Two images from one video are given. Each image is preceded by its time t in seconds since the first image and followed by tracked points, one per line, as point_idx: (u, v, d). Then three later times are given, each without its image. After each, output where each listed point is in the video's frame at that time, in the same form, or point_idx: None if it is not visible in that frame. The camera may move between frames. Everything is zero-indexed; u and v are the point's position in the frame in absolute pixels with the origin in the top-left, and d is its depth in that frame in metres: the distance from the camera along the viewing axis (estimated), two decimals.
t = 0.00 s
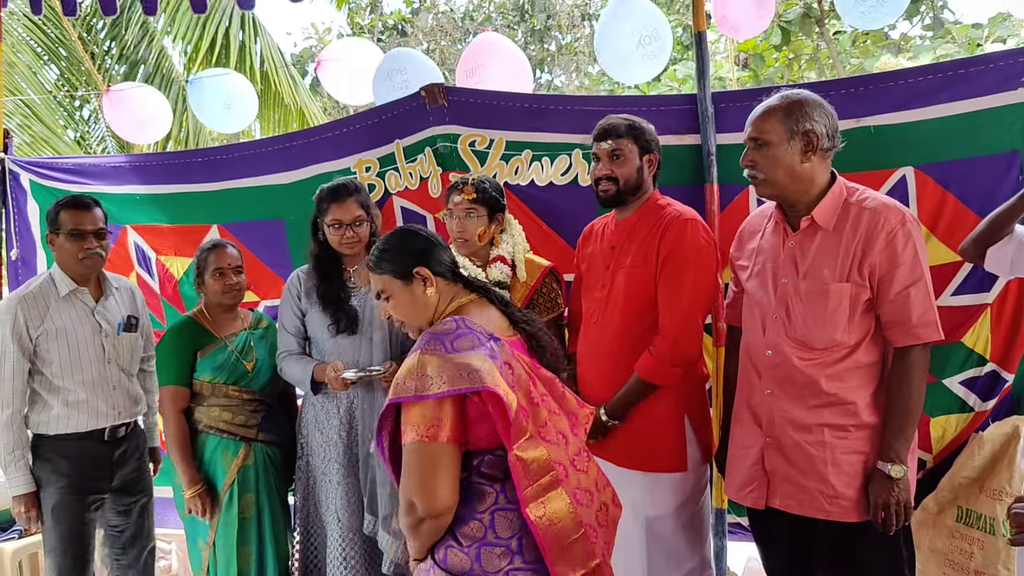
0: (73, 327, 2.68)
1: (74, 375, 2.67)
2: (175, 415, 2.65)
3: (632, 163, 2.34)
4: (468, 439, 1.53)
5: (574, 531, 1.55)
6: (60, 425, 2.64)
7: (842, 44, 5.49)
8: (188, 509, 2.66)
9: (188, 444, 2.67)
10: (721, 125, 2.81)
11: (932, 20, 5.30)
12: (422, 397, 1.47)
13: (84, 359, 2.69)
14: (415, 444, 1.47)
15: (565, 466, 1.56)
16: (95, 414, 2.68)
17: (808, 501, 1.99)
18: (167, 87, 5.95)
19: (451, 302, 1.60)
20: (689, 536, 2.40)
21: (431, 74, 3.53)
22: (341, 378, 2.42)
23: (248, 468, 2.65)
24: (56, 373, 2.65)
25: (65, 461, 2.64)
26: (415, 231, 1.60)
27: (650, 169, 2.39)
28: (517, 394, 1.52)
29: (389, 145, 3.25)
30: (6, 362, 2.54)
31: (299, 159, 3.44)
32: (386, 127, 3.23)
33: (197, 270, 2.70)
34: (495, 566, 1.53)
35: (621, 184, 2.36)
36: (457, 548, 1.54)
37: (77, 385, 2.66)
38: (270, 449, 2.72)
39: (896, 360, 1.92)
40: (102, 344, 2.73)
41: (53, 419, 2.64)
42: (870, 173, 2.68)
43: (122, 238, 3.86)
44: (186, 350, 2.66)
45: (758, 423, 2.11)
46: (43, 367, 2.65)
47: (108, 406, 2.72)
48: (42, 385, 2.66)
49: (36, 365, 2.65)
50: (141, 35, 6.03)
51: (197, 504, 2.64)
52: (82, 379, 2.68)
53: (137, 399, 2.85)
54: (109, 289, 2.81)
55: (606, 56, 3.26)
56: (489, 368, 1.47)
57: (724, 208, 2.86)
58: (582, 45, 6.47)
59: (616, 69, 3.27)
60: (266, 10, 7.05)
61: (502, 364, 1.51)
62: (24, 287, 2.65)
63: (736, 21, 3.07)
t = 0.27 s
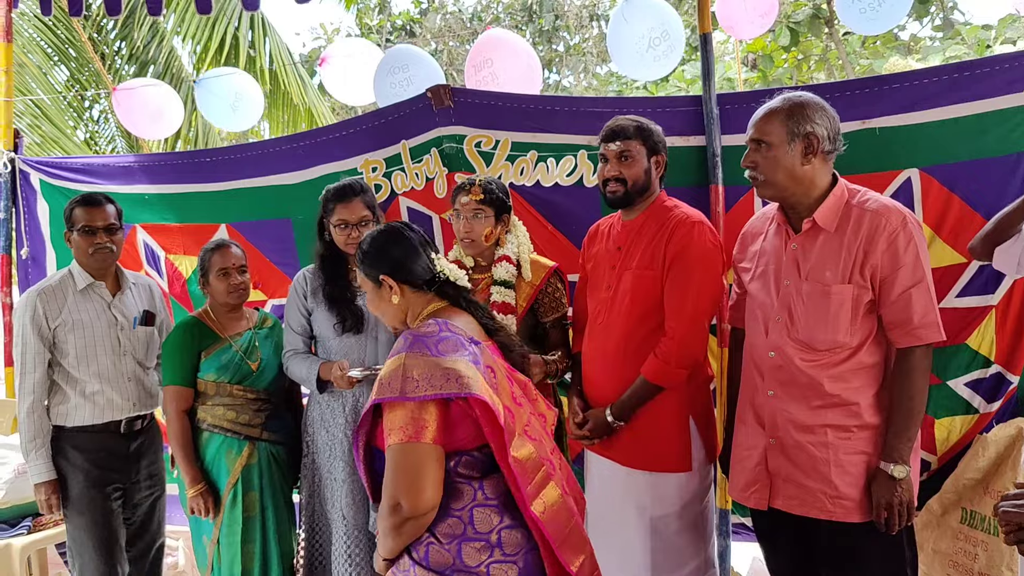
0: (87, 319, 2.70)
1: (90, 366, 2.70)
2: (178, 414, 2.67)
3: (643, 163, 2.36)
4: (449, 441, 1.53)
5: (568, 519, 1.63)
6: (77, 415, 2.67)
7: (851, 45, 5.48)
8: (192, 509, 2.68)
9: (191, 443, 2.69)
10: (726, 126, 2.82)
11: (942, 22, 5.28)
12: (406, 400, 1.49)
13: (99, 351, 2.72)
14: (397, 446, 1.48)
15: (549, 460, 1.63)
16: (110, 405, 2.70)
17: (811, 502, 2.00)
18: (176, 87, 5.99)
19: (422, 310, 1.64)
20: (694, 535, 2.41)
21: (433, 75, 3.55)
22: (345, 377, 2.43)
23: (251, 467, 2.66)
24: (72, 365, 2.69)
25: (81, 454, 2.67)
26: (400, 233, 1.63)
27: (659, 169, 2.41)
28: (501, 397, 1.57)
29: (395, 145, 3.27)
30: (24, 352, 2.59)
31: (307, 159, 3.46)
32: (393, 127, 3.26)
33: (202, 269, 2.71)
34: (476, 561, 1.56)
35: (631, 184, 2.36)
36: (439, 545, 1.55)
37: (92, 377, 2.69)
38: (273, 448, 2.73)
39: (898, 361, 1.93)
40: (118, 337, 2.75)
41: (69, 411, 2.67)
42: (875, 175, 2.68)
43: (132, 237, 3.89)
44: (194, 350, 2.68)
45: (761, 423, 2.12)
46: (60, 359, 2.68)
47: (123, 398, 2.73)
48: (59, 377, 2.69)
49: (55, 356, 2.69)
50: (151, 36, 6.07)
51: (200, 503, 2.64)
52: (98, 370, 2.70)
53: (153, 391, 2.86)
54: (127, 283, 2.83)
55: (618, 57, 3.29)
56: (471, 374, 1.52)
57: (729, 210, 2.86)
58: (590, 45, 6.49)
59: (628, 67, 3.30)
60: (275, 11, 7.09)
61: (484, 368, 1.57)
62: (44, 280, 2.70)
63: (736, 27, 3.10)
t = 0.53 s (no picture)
0: (97, 319, 2.73)
1: (100, 366, 2.72)
2: (185, 413, 2.67)
3: (643, 163, 2.37)
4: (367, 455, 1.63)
5: (506, 528, 1.68)
6: (88, 415, 2.69)
7: (854, 45, 5.50)
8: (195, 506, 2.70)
9: (196, 441, 2.70)
10: (730, 126, 2.83)
11: (945, 21, 5.31)
12: (321, 418, 1.54)
13: (109, 351, 2.74)
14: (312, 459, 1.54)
15: (485, 471, 1.68)
16: (121, 404, 2.72)
17: (814, 499, 2.01)
18: (181, 86, 6.02)
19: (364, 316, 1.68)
20: (697, 533, 2.42)
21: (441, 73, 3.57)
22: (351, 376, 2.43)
23: (257, 465, 2.67)
24: (82, 365, 2.71)
25: (94, 457, 2.70)
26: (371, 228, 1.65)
27: (661, 170, 2.41)
28: (425, 414, 1.60)
29: (400, 144, 3.28)
30: (35, 354, 2.62)
31: (312, 158, 3.48)
32: (398, 127, 3.27)
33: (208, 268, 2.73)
34: (412, 566, 1.65)
35: (632, 185, 2.38)
36: (379, 548, 1.66)
37: (102, 376, 2.71)
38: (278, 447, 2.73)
39: (901, 360, 1.94)
40: (126, 337, 2.78)
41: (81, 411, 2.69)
42: (878, 175, 2.70)
43: (138, 236, 3.91)
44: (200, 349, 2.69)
45: (765, 422, 2.13)
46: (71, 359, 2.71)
47: (133, 396, 2.75)
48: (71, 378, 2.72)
49: (65, 357, 2.72)
50: (156, 35, 6.10)
51: (204, 500, 2.66)
52: (108, 370, 2.73)
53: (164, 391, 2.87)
54: (131, 283, 2.85)
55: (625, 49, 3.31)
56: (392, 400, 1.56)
57: (732, 209, 2.88)
58: (593, 44, 6.51)
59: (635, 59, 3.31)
60: (280, 10, 7.12)
61: (410, 385, 1.58)
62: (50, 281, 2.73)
63: (735, 26, 3.15)
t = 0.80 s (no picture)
0: (113, 313, 2.74)
1: (117, 359, 2.73)
2: (195, 409, 2.68)
3: (646, 160, 2.37)
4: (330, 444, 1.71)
5: (455, 542, 1.69)
6: (103, 408, 2.70)
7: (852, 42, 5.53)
8: (206, 501, 2.71)
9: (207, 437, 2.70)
10: (735, 123, 2.85)
11: (943, 18, 5.35)
12: (288, 407, 1.63)
13: (126, 344, 2.75)
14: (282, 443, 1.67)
15: (440, 480, 1.69)
16: (137, 397, 2.73)
17: (824, 492, 2.03)
18: (181, 83, 6.02)
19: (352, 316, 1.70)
20: (705, 526, 2.44)
21: (449, 69, 3.58)
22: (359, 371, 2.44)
23: (268, 461, 2.68)
24: (99, 358, 2.72)
25: (113, 450, 2.71)
26: (370, 224, 1.65)
27: (666, 167, 2.40)
28: (385, 413, 1.63)
29: (406, 141, 3.29)
30: (53, 346, 2.63)
31: (317, 155, 3.49)
32: (403, 124, 3.28)
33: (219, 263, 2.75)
34: (369, 553, 1.71)
35: (637, 182, 2.39)
36: (344, 533, 1.74)
37: (119, 370, 2.72)
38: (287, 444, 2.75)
39: (909, 354, 1.96)
40: (143, 331, 2.78)
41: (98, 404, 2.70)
42: (882, 171, 2.71)
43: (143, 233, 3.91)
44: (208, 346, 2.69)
45: (774, 416, 2.14)
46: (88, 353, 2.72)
47: (150, 389, 2.76)
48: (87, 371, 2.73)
49: (83, 350, 2.73)
50: (156, 32, 6.10)
51: (215, 496, 2.67)
52: (124, 363, 2.73)
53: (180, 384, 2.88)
54: (148, 278, 2.86)
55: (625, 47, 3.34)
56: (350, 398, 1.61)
57: (737, 206, 2.89)
58: (592, 42, 6.52)
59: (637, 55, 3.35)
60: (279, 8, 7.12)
61: (372, 384, 1.62)
62: (69, 274, 2.75)
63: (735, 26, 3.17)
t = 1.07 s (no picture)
0: (129, 310, 2.73)
1: (131, 356, 2.72)
2: (199, 408, 2.68)
3: (645, 159, 2.38)
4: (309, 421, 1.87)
5: (405, 524, 1.82)
6: (117, 405, 2.70)
7: (846, 41, 5.56)
8: (211, 500, 2.70)
9: (211, 435, 2.70)
10: (735, 123, 2.87)
11: (936, 18, 5.39)
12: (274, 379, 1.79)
13: (141, 341, 2.74)
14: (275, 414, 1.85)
15: (399, 466, 1.81)
16: (151, 395, 2.72)
17: (826, 489, 2.05)
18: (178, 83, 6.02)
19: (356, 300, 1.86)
20: (708, 523, 2.46)
21: (455, 71, 3.61)
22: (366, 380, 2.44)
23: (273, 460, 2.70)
24: (114, 354, 2.72)
25: (127, 446, 2.72)
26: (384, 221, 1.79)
27: (665, 167, 2.41)
28: (354, 396, 1.76)
29: (408, 142, 3.31)
30: (70, 342, 2.63)
31: (319, 155, 3.50)
32: (406, 124, 3.29)
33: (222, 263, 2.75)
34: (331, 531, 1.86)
35: (636, 183, 2.41)
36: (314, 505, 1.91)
37: (133, 367, 2.71)
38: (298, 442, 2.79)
39: (910, 351, 1.99)
40: (157, 328, 2.78)
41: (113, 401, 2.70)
42: (881, 171, 2.74)
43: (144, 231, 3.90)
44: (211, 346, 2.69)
45: (777, 413, 2.16)
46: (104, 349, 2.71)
47: (164, 387, 2.75)
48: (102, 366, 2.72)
49: (99, 346, 2.73)
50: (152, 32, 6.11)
51: (220, 494, 2.68)
52: (138, 360, 2.72)
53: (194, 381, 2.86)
54: (163, 275, 2.86)
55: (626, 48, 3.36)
56: (318, 380, 1.74)
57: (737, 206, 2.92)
58: (588, 41, 6.54)
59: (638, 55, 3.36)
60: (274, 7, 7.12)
61: (348, 370, 1.75)
62: (88, 271, 2.77)
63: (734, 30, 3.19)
